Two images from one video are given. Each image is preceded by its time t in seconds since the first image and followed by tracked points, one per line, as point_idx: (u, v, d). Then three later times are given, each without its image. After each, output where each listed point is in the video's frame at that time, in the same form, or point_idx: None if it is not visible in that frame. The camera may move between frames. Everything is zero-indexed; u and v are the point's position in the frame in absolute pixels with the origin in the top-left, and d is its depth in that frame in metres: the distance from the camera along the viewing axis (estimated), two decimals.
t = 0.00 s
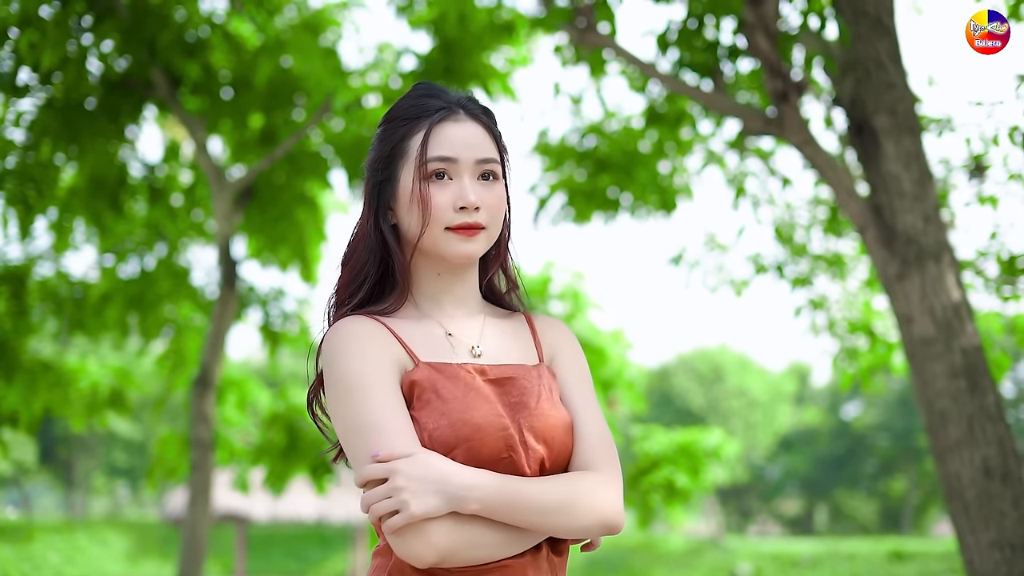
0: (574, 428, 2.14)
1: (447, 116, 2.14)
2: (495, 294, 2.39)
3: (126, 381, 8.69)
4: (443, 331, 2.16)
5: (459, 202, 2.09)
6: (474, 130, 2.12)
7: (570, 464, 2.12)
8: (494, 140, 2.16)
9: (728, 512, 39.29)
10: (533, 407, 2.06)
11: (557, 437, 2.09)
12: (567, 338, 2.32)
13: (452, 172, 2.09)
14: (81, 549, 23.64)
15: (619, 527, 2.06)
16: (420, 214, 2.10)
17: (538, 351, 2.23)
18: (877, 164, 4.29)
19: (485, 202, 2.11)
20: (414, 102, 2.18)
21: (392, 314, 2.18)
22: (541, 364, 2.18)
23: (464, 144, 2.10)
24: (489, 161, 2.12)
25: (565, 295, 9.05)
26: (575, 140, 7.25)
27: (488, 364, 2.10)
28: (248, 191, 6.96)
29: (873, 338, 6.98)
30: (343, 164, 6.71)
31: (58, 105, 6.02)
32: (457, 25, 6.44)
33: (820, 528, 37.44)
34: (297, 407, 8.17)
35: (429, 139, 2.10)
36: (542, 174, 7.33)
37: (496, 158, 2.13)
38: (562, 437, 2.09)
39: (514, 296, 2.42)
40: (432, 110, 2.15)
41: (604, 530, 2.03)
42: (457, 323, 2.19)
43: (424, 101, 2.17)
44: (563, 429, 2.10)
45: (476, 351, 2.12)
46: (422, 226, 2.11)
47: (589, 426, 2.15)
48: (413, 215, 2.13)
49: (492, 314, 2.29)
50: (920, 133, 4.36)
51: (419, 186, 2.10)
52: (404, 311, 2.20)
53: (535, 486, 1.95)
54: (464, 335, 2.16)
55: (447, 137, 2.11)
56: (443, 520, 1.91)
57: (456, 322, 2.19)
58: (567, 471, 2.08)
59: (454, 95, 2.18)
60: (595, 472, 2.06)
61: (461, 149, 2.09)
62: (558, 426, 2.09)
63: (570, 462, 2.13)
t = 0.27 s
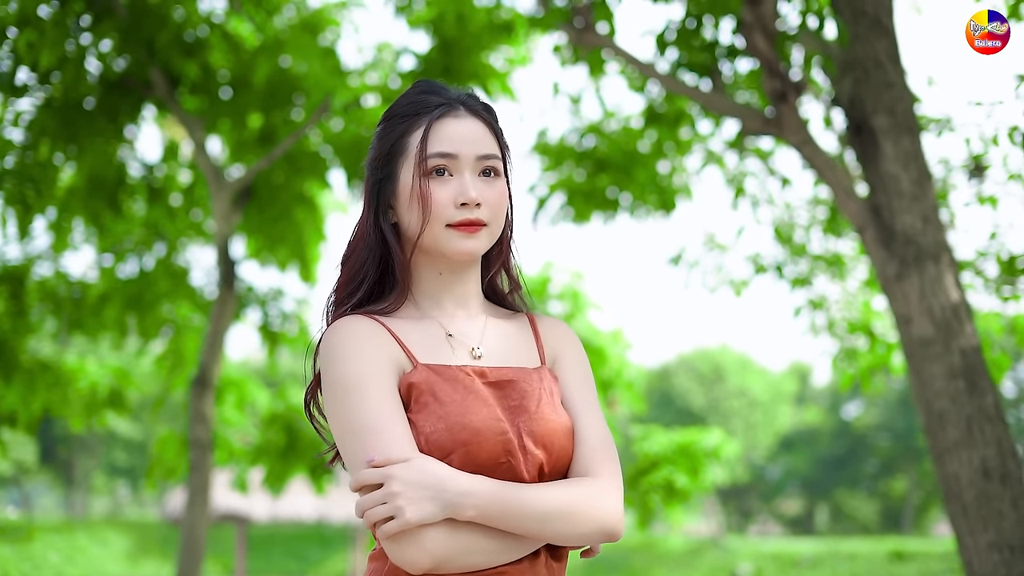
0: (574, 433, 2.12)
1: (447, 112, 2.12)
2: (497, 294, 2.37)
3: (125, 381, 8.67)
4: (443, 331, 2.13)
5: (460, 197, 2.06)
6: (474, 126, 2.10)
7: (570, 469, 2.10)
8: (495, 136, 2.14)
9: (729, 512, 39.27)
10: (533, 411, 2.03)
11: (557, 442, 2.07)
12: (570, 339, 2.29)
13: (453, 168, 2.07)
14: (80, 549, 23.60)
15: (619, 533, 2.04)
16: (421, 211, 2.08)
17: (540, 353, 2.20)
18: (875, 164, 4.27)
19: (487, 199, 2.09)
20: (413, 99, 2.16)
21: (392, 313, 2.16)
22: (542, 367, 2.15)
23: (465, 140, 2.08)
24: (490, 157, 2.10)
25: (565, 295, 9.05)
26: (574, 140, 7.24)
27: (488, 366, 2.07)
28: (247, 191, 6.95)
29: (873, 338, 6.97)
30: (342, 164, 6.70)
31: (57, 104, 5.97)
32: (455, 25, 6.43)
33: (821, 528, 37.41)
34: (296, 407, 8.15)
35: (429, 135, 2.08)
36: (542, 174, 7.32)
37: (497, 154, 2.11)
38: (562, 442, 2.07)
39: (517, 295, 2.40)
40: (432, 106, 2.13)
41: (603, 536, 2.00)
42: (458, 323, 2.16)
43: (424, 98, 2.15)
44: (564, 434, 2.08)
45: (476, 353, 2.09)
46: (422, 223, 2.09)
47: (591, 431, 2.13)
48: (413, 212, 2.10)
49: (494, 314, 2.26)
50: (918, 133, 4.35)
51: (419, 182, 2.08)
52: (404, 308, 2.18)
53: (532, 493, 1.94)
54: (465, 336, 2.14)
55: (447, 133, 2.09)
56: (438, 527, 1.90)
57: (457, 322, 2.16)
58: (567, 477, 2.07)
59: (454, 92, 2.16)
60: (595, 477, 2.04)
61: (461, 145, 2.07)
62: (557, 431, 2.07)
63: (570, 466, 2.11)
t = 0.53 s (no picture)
0: (576, 438, 2.09)
1: (449, 108, 2.08)
2: (502, 295, 2.31)
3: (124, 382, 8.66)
4: (445, 333, 2.09)
5: (461, 195, 2.02)
6: (476, 123, 2.06)
7: (571, 475, 2.07)
8: (498, 134, 2.09)
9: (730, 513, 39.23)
10: (535, 416, 2.00)
11: (558, 448, 2.03)
12: (574, 341, 2.25)
13: (455, 165, 2.03)
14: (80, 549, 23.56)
15: (620, 542, 2.02)
16: (422, 208, 2.04)
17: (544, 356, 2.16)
18: (875, 165, 4.25)
19: (489, 196, 2.04)
20: (415, 95, 2.12)
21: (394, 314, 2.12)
22: (544, 371, 2.12)
23: (467, 136, 2.04)
24: (493, 154, 2.05)
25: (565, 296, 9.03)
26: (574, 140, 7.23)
27: (490, 370, 2.04)
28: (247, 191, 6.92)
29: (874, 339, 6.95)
30: (341, 164, 6.68)
31: (55, 105, 5.93)
32: (455, 24, 6.41)
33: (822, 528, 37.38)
34: (295, 407, 8.14)
35: (430, 132, 2.04)
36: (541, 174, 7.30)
37: (500, 152, 2.07)
38: (563, 448, 2.04)
39: (522, 297, 2.35)
40: (434, 103, 2.09)
41: (603, 545, 1.98)
42: (460, 326, 2.12)
43: (427, 95, 2.12)
44: (566, 440, 2.05)
45: (478, 356, 2.06)
46: (424, 221, 2.05)
47: (594, 436, 2.09)
48: (415, 210, 2.06)
49: (497, 316, 2.22)
50: (918, 133, 4.33)
51: (420, 179, 2.03)
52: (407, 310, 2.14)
53: (532, 503, 1.91)
54: (467, 339, 2.10)
55: (449, 130, 2.05)
56: (436, 538, 1.88)
57: (459, 324, 2.12)
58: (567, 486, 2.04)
59: (457, 89, 2.12)
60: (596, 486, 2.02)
61: (463, 142, 2.03)
62: (559, 437, 2.03)
63: (571, 472, 2.08)
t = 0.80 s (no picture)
0: (579, 446, 2.05)
1: (451, 106, 2.02)
2: (506, 297, 2.27)
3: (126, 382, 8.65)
4: (447, 339, 2.05)
5: (464, 194, 1.96)
6: (479, 120, 2.01)
7: (574, 484, 2.03)
8: (502, 132, 2.04)
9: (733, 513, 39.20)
10: (537, 426, 1.96)
11: (562, 458, 2.00)
12: (578, 345, 2.21)
13: (457, 164, 1.97)
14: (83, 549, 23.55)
15: (624, 552, 1.98)
16: (424, 209, 1.99)
17: (548, 362, 2.12)
18: (877, 164, 4.23)
19: (493, 195, 1.99)
20: (416, 93, 2.07)
21: (396, 318, 2.08)
22: (548, 378, 2.08)
23: (469, 135, 1.98)
24: (496, 152, 2.00)
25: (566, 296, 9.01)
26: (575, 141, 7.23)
27: (492, 378, 2.00)
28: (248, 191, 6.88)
29: (877, 339, 6.92)
30: (343, 164, 6.65)
31: (56, 105, 5.90)
32: (456, 24, 6.40)
33: (825, 528, 37.34)
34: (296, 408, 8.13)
35: (432, 131, 1.99)
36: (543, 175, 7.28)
37: (504, 150, 2.01)
38: (566, 458, 2.00)
39: (527, 299, 2.31)
40: (436, 101, 2.04)
41: (606, 557, 1.95)
42: (462, 331, 2.08)
43: (429, 93, 2.06)
44: (568, 449, 2.01)
45: (480, 362, 2.01)
46: (425, 221, 1.99)
47: (598, 444, 2.05)
48: (417, 209, 2.01)
49: (501, 321, 2.18)
50: (920, 134, 4.31)
51: (422, 179, 1.98)
52: (408, 313, 2.10)
53: (533, 517, 1.88)
54: (469, 344, 2.05)
55: (451, 128, 1.99)
56: (435, 554, 1.84)
57: (461, 329, 2.08)
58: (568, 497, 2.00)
59: (459, 87, 2.07)
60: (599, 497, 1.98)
61: (466, 140, 1.98)
62: (562, 446, 1.99)
63: (574, 481, 2.04)
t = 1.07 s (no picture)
0: (585, 454, 2.01)
1: (455, 103, 1.97)
2: (512, 299, 2.24)
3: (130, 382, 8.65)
4: (452, 344, 2.01)
5: (469, 193, 1.91)
6: (483, 118, 1.95)
7: (581, 493, 1.99)
8: (507, 129, 1.98)
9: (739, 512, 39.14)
10: (542, 435, 1.93)
11: (568, 468, 1.96)
12: (584, 350, 2.17)
13: (461, 163, 1.92)
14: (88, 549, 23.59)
15: (633, 563, 1.94)
16: (428, 209, 1.93)
17: (555, 369, 2.08)
18: (882, 164, 4.21)
19: (499, 194, 1.93)
20: (419, 90, 2.01)
21: (400, 322, 2.04)
22: (553, 385, 2.04)
23: (474, 133, 1.93)
24: (502, 150, 1.94)
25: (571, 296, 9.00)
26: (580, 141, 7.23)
27: (496, 385, 1.96)
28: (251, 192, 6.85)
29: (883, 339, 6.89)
30: (347, 164, 6.58)
31: (61, 106, 5.89)
32: (459, 24, 6.39)
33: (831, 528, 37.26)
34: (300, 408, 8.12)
35: (435, 129, 1.94)
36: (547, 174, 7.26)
37: (509, 147, 1.96)
38: (572, 466, 1.97)
39: (532, 302, 2.27)
40: (439, 98, 1.99)
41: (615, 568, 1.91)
42: (467, 335, 2.04)
43: (431, 90, 2.01)
44: (574, 458, 1.97)
45: (485, 369, 1.98)
46: (429, 222, 1.94)
47: (605, 453, 2.02)
48: (420, 210, 1.95)
49: (507, 324, 2.14)
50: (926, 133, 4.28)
51: (426, 179, 1.92)
52: (412, 316, 2.06)
53: (541, 530, 1.83)
54: (474, 350, 2.02)
55: (455, 126, 1.94)
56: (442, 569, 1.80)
57: (466, 332, 2.05)
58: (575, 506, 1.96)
59: (463, 84, 2.01)
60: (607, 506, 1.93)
61: (470, 138, 1.93)
62: (568, 455, 1.96)
63: (580, 491, 2.00)
